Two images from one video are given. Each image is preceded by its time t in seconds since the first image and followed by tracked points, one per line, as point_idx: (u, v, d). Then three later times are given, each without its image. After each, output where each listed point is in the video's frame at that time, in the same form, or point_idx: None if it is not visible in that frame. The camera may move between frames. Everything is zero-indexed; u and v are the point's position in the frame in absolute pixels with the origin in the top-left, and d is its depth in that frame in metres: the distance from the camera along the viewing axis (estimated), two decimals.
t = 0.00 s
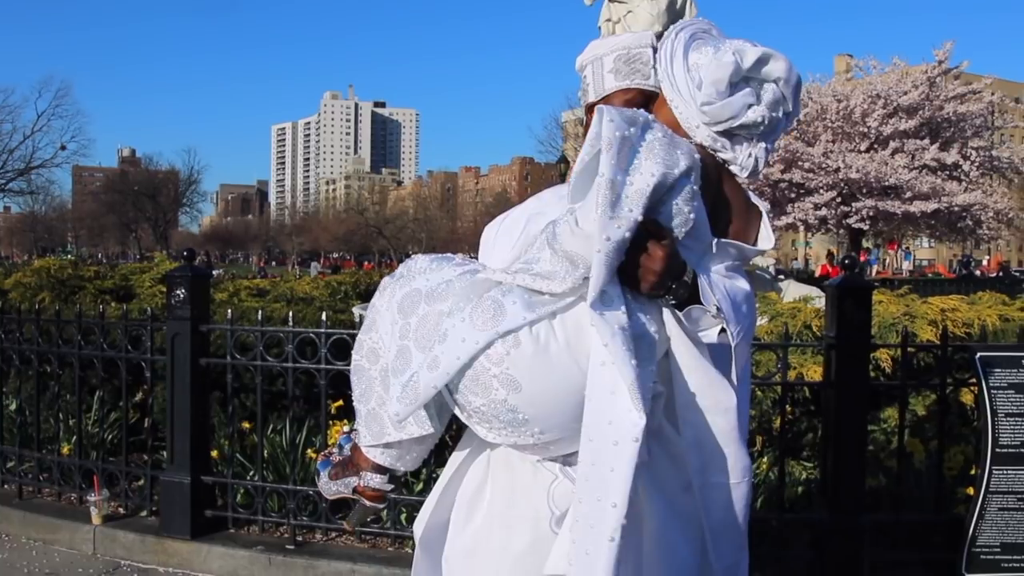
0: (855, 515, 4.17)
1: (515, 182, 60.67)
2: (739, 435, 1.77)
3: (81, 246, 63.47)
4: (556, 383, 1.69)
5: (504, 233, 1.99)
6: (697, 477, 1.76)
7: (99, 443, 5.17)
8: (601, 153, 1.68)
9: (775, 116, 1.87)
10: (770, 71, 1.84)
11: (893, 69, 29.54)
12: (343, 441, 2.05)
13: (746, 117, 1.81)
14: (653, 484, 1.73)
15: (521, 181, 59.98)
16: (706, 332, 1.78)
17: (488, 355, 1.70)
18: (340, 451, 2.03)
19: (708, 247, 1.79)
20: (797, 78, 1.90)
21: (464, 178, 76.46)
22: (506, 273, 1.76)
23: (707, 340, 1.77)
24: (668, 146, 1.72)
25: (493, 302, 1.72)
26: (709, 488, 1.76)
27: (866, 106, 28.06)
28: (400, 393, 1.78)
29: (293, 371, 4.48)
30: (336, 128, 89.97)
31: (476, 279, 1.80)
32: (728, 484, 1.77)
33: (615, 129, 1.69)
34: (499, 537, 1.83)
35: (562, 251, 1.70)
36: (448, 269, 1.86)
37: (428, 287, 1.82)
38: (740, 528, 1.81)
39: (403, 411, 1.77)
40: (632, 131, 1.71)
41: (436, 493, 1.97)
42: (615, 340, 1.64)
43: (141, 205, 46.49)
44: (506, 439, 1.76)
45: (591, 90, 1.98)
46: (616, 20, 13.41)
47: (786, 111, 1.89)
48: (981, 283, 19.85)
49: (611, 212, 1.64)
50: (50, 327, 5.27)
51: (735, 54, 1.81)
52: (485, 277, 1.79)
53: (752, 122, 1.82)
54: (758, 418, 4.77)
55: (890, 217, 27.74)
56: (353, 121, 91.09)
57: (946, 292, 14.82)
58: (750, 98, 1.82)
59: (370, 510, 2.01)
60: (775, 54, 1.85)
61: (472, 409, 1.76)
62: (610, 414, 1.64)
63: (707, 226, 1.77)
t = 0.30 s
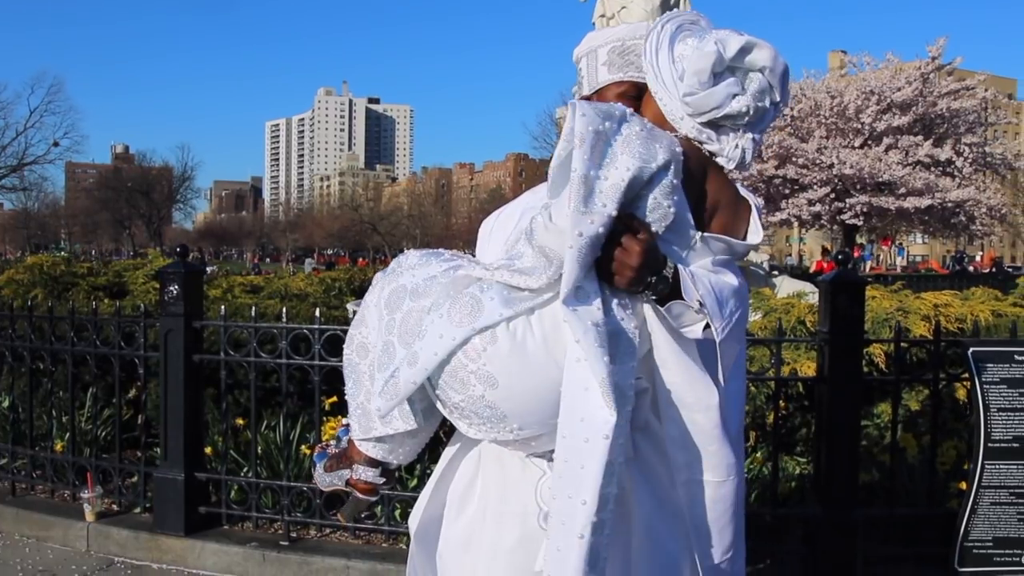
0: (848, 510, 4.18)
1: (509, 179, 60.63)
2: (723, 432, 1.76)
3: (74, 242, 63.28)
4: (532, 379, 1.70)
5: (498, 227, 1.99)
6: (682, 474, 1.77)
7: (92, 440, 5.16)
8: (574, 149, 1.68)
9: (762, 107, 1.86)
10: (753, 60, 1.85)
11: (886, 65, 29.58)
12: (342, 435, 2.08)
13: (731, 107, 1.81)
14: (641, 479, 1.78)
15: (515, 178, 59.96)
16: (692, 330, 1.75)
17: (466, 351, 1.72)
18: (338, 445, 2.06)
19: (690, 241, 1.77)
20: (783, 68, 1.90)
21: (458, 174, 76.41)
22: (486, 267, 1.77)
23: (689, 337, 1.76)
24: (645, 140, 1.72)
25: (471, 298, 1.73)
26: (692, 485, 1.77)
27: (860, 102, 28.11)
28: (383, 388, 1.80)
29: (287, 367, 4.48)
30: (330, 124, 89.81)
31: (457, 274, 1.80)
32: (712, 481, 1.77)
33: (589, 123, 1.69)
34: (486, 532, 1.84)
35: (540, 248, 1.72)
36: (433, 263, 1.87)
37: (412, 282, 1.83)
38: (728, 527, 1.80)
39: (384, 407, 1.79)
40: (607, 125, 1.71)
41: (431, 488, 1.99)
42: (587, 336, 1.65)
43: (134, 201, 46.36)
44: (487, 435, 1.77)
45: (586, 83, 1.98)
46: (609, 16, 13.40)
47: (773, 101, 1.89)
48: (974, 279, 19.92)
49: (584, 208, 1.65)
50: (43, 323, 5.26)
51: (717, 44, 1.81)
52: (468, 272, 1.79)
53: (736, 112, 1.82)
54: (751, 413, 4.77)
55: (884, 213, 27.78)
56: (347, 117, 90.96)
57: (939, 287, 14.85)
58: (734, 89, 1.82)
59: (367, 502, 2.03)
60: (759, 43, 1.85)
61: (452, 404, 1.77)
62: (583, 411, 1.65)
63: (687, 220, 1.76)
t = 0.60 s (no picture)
0: (844, 506, 4.18)
1: (505, 176, 60.57)
2: (708, 431, 1.76)
3: (69, 239, 63.12)
4: (509, 376, 1.72)
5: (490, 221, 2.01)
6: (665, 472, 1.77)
7: (87, 437, 5.15)
8: (549, 145, 1.69)
9: (748, 99, 1.84)
10: (737, 52, 1.83)
11: (882, 62, 29.60)
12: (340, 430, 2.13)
13: (713, 101, 1.80)
14: (627, 476, 1.79)
15: (511, 175, 59.91)
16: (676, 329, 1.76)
17: (444, 348, 1.75)
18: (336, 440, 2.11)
19: (674, 238, 1.79)
20: (771, 58, 1.87)
21: (454, 171, 76.34)
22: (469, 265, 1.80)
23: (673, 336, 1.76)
24: (623, 136, 1.72)
25: (451, 295, 1.76)
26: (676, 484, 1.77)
27: (855, 99, 28.14)
28: (367, 383, 1.84)
29: (282, 364, 4.47)
30: (325, 121, 89.66)
31: (441, 271, 1.84)
32: (696, 480, 1.76)
33: (563, 119, 1.70)
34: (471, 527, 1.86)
35: (520, 245, 1.74)
36: (421, 260, 1.90)
37: (399, 279, 1.88)
38: (715, 527, 1.78)
39: (367, 403, 1.84)
40: (582, 121, 1.72)
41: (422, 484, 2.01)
42: (561, 334, 1.66)
43: (129, 198, 46.24)
44: (468, 431, 1.80)
45: (581, 78, 2.01)
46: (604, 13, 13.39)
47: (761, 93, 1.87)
48: (968, 275, 20.00)
49: (558, 206, 1.66)
50: (38, 320, 5.25)
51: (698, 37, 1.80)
52: (452, 267, 1.83)
53: (720, 105, 1.80)
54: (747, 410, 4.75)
55: (880, 210, 27.81)
56: (343, 114, 90.81)
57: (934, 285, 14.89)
58: (717, 82, 1.81)
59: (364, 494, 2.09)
60: (742, 35, 1.83)
61: (434, 400, 1.81)
62: (555, 409, 1.66)
63: (670, 217, 1.78)
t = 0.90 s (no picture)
0: (840, 503, 4.19)
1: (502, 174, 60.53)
2: (684, 431, 1.76)
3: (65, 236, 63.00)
4: (475, 372, 1.78)
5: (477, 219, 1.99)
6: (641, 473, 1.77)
7: (84, 435, 5.14)
8: (515, 141, 1.74)
9: (725, 93, 1.88)
10: (711, 46, 1.86)
11: (879, 61, 29.62)
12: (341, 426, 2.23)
13: (687, 96, 1.84)
14: (605, 472, 1.83)
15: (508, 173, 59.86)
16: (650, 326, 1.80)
17: (414, 343, 1.83)
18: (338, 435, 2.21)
19: (651, 236, 1.82)
20: (751, 51, 1.90)
21: (451, 169, 76.29)
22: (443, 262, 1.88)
23: (652, 333, 1.81)
24: (593, 132, 1.75)
25: (422, 292, 1.85)
26: (656, 484, 1.77)
27: (852, 97, 28.16)
28: (344, 375, 1.93)
29: (279, 361, 4.46)
30: (322, 119, 89.56)
31: (419, 268, 1.92)
32: (673, 481, 1.76)
33: (530, 116, 1.75)
34: (454, 522, 1.90)
35: (490, 243, 1.82)
36: (404, 257, 1.99)
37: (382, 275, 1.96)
38: (699, 526, 1.78)
39: (343, 395, 1.93)
40: (551, 117, 1.75)
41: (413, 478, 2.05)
42: (524, 332, 1.72)
43: (125, 195, 46.15)
44: (439, 426, 1.87)
45: (573, 72, 2.02)
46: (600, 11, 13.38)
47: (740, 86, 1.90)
48: (964, 274, 20.01)
49: (522, 203, 1.72)
50: (34, 317, 5.24)
51: (674, 34, 1.83)
52: (430, 261, 1.91)
53: (694, 101, 1.85)
54: (744, 408, 4.74)
55: (877, 208, 27.82)
56: (340, 112, 90.69)
57: (932, 282, 14.84)
58: (692, 77, 1.84)
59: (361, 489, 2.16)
60: (718, 29, 1.86)
61: (406, 392, 1.88)
62: (516, 407, 1.73)
63: (643, 214, 1.81)
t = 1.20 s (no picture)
0: (842, 504, 4.19)
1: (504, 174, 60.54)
2: (669, 433, 1.76)
3: (67, 236, 63.05)
4: (456, 370, 1.82)
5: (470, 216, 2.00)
6: (627, 477, 1.78)
7: (86, 434, 5.15)
8: (495, 139, 1.77)
9: (713, 92, 1.90)
10: (699, 43, 1.89)
11: (881, 61, 29.60)
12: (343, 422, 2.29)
13: (675, 95, 1.86)
14: (594, 475, 1.86)
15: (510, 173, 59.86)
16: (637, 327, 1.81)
17: (397, 340, 1.87)
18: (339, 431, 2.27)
19: (636, 237, 1.84)
20: (740, 51, 1.92)
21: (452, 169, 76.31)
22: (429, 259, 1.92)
23: (638, 334, 1.82)
24: (574, 130, 1.77)
25: (406, 290, 1.89)
26: (642, 486, 1.78)
27: (854, 98, 28.16)
28: (332, 371, 1.98)
29: (281, 361, 4.47)
30: (324, 119, 89.60)
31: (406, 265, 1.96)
32: (659, 485, 1.77)
33: (509, 114, 1.78)
34: (444, 520, 1.93)
35: (471, 241, 1.85)
36: (394, 253, 2.03)
37: (371, 272, 2.01)
38: (688, 530, 1.78)
39: (331, 391, 1.98)
40: (530, 116, 1.79)
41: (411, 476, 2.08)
42: (501, 331, 1.75)
43: (127, 195, 46.18)
44: (422, 423, 1.91)
45: (572, 70, 2.03)
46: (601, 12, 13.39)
47: (729, 85, 1.92)
48: (966, 275, 19.97)
49: (500, 201, 1.75)
50: (36, 317, 5.24)
51: (661, 32, 1.86)
52: (418, 257, 1.95)
53: (682, 99, 1.87)
54: (745, 408, 4.74)
55: (878, 209, 27.80)
56: (342, 112, 90.74)
57: (934, 283, 14.83)
58: (679, 76, 1.87)
59: (360, 484, 2.22)
60: (707, 27, 1.89)
61: (390, 388, 1.92)
62: (492, 406, 1.76)
63: (626, 213, 1.82)
